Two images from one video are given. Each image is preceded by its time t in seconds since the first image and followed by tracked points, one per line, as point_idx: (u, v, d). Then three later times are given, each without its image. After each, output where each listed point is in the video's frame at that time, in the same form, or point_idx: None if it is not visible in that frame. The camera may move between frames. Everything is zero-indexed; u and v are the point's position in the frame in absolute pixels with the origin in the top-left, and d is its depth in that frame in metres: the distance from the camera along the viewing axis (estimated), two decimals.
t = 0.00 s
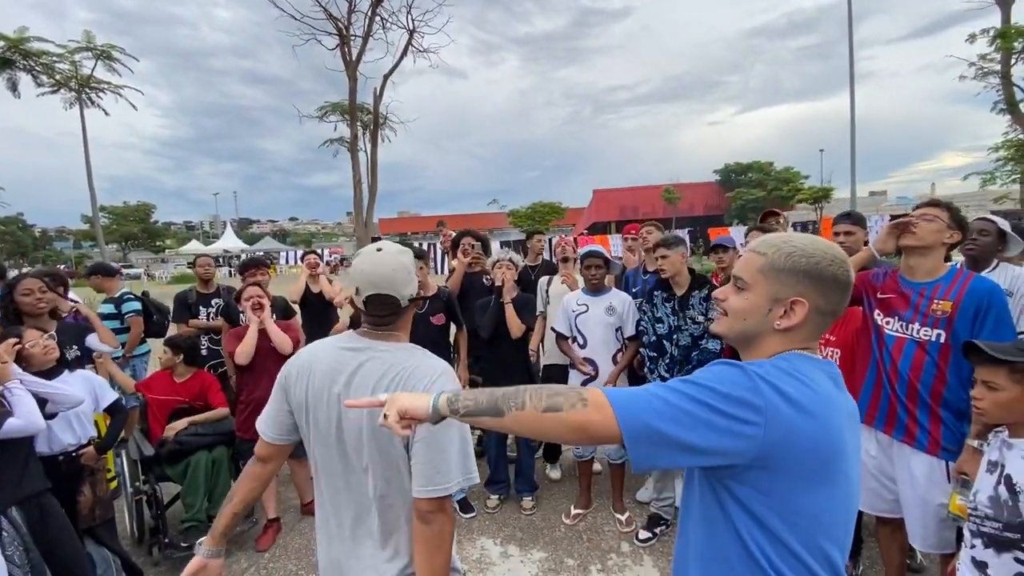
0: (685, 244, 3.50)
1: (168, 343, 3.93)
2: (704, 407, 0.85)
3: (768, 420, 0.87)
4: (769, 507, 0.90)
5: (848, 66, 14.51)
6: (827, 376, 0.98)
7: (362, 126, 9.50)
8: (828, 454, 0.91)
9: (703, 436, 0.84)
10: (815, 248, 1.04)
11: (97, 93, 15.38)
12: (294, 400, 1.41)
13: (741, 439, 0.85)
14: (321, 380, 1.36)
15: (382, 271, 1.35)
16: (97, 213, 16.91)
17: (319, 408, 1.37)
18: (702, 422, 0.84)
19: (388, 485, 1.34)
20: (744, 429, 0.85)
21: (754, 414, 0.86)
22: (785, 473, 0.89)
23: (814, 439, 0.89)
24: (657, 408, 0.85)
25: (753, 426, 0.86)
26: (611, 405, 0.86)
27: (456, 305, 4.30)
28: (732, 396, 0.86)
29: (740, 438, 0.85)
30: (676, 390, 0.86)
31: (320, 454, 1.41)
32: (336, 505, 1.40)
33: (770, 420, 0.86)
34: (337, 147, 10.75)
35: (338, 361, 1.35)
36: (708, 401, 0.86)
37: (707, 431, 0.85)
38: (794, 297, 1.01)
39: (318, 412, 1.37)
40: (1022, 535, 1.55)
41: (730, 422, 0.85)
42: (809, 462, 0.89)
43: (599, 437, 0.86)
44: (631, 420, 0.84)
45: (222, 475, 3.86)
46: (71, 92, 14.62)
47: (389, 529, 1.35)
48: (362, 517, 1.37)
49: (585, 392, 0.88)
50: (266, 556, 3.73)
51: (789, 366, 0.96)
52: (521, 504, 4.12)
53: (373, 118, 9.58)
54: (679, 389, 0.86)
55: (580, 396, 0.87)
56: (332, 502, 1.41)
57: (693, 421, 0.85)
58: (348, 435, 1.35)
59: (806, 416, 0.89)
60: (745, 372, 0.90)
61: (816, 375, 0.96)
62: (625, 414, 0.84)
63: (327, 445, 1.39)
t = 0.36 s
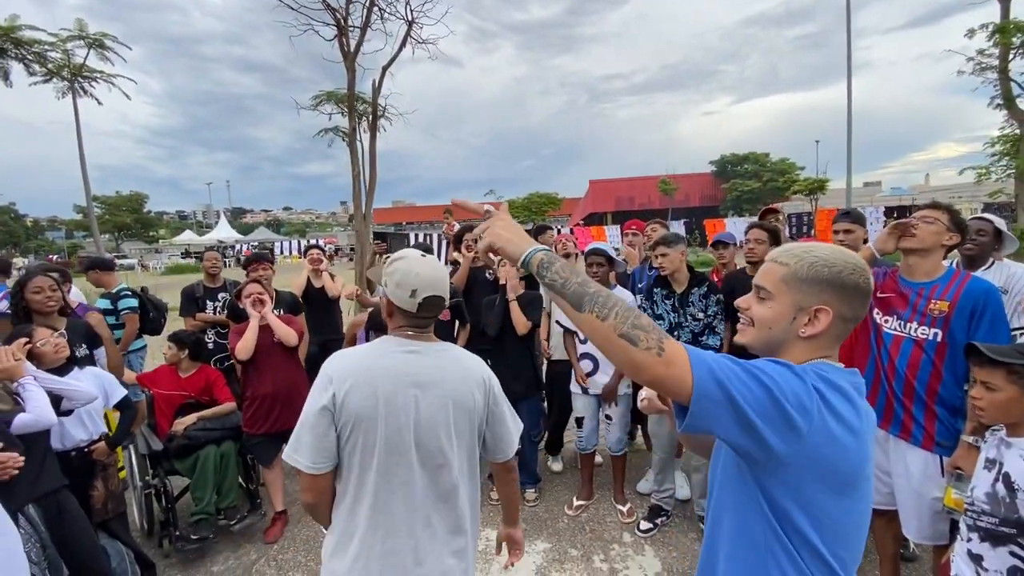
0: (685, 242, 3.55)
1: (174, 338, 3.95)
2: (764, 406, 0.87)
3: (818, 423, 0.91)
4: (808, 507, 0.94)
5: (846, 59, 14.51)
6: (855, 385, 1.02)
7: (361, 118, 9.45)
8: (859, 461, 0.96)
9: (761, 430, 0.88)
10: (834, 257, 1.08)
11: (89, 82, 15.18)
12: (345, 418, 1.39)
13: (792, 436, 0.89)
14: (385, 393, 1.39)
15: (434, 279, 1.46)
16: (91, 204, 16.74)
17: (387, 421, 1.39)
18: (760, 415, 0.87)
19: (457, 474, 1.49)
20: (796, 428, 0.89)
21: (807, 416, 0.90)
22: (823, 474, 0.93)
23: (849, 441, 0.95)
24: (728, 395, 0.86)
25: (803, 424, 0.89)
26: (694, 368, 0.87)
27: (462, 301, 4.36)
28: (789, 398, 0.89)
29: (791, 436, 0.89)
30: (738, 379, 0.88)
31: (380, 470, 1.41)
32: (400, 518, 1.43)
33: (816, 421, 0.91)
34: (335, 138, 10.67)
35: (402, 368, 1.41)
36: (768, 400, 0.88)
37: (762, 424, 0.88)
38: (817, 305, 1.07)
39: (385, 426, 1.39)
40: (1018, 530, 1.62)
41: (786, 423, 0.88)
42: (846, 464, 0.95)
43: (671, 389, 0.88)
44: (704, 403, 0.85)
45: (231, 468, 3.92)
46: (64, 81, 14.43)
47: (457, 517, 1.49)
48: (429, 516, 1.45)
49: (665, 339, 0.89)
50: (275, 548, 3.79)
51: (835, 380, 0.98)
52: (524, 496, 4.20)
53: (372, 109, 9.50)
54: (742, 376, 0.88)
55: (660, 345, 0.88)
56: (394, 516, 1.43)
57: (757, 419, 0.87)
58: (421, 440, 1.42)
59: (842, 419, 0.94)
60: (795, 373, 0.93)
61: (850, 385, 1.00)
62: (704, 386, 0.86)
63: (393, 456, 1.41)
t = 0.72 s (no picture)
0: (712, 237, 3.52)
1: (206, 330, 4.04)
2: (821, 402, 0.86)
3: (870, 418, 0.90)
4: (860, 503, 0.93)
5: (875, 49, 14.10)
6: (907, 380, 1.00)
7: (382, 114, 9.51)
8: (909, 457, 0.95)
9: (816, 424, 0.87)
10: (880, 251, 1.06)
11: (118, 80, 15.53)
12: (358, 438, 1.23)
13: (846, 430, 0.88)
14: (401, 413, 1.26)
15: (425, 274, 1.37)
16: (120, 199, 17.20)
17: (403, 443, 1.27)
18: (817, 411, 0.86)
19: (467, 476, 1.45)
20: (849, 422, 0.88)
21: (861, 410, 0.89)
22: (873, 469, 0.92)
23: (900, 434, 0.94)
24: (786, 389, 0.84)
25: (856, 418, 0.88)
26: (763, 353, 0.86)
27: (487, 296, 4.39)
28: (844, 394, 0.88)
29: (844, 430, 0.88)
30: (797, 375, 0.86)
31: (398, 492, 1.29)
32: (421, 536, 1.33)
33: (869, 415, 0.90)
34: (356, 134, 10.75)
35: (415, 384, 1.30)
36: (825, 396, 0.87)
37: (818, 418, 0.87)
38: (863, 299, 1.05)
39: (402, 448, 1.27)
40: None
41: (841, 417, 0.88)
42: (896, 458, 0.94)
43: (731, 381, 0.86)
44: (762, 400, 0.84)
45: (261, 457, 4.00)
46: (94, 79, 14.79)
47: (470, 521, 1.46)
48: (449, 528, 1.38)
49: (731, 328, 0.87)
50: (303, 536, 3.86)
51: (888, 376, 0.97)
52: (547, 490, 4.21)
53: (393, 104, 9.54)
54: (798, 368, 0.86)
55: (725, 331, 0.86)
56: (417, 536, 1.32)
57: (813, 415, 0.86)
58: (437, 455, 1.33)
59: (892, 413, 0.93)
60: (850, 367, 0.91)
61: (902, 380, 0.98)
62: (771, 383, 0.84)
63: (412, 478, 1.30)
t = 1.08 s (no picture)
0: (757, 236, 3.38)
1: (248, 325, 4.17)
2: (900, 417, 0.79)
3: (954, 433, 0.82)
4: (945, 528, 0.85)
5: (934, 39, 13.29)
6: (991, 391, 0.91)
7: (418, 114, 9.61)
8: (996, 472, 0.87)
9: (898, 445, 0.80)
10: (959, 250, 0.96)
11: (170, 85, 16.28)
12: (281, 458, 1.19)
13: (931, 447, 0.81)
14: (326, 437, 1.20)
15: (332, 292, 1.25)
16: (172, 199, 18.01)
17: (327, 467, 1.22)
18: (898, 427, 0.79)
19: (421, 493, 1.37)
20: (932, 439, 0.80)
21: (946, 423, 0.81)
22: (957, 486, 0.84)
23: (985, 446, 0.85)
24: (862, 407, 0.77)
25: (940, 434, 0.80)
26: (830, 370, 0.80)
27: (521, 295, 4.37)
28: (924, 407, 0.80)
29: (929, 449, 0.81)
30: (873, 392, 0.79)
31: (331, 516, 1.24)
32: (360, 560, 1.27)
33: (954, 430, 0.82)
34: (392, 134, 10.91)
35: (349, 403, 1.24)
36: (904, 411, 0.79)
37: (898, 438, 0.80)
38: (939, 305, 0.96)
39: (324, 471, 1.22)
40: None
41: (926, 435, 0.80)
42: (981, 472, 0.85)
43: (799, 406, 0.79)
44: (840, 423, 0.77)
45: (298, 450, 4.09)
46: (148, 85, 15.53)
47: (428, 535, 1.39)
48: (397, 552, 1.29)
49: (780, 345, 0.80)
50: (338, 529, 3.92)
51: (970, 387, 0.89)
52: (580, 493, 4.15)
53: (428, 103, 9.63)
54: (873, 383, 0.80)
55: (778, 348, 0.79)
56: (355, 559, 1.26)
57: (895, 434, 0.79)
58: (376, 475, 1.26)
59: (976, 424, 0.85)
60: (925, 379, 0.84)
61: (985, 392, 0.89)
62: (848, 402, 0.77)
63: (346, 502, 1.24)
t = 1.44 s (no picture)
0: (806, 241, 3.15)
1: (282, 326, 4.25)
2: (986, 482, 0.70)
3: None
4: None
5: (1010, 27, 12.29)
6: None
7: (456, 116, 9.64)
8: None
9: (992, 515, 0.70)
10: None
11: (224, 93, 17.03)
12: (222, 449, 1.31)
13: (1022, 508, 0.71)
14: (259, 432, 1.29)
15: (269, 297, 1.31)
16: (224, 201, 18.82)
17: (263, 461, 1.30)
18: (1000, 497, 0.70)
19: (373, 493, 1.39)
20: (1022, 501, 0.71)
21: None
22: None
23: None
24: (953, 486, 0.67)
25: None
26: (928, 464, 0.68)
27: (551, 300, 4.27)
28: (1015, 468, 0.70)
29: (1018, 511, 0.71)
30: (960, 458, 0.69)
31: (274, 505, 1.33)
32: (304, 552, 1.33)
33: None
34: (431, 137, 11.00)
35: (286, 401, 1.30)
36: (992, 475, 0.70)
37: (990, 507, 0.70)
38: (992, 315, 0.80)
39: (261, 464, 1.30)
40: None
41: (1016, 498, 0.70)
42: None
43: (892, 502, 0.68)
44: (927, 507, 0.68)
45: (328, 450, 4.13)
46: (203, 93, 16.30)
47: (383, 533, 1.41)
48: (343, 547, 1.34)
49: (878, 424, 0.71)
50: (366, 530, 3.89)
51: None
52: (610, 505, 4.00)
53: (466, 106, 9.64)
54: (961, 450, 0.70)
55: (869, 425, 0.71)
56: (299, 549, 1.33)
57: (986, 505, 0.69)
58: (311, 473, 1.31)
59: None
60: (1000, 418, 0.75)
61: None
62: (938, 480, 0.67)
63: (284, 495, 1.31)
